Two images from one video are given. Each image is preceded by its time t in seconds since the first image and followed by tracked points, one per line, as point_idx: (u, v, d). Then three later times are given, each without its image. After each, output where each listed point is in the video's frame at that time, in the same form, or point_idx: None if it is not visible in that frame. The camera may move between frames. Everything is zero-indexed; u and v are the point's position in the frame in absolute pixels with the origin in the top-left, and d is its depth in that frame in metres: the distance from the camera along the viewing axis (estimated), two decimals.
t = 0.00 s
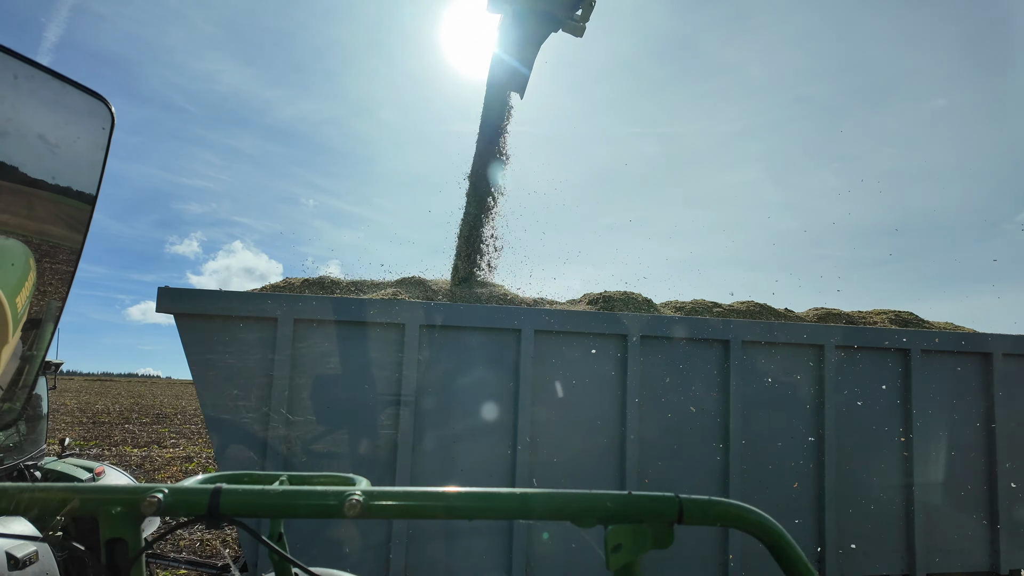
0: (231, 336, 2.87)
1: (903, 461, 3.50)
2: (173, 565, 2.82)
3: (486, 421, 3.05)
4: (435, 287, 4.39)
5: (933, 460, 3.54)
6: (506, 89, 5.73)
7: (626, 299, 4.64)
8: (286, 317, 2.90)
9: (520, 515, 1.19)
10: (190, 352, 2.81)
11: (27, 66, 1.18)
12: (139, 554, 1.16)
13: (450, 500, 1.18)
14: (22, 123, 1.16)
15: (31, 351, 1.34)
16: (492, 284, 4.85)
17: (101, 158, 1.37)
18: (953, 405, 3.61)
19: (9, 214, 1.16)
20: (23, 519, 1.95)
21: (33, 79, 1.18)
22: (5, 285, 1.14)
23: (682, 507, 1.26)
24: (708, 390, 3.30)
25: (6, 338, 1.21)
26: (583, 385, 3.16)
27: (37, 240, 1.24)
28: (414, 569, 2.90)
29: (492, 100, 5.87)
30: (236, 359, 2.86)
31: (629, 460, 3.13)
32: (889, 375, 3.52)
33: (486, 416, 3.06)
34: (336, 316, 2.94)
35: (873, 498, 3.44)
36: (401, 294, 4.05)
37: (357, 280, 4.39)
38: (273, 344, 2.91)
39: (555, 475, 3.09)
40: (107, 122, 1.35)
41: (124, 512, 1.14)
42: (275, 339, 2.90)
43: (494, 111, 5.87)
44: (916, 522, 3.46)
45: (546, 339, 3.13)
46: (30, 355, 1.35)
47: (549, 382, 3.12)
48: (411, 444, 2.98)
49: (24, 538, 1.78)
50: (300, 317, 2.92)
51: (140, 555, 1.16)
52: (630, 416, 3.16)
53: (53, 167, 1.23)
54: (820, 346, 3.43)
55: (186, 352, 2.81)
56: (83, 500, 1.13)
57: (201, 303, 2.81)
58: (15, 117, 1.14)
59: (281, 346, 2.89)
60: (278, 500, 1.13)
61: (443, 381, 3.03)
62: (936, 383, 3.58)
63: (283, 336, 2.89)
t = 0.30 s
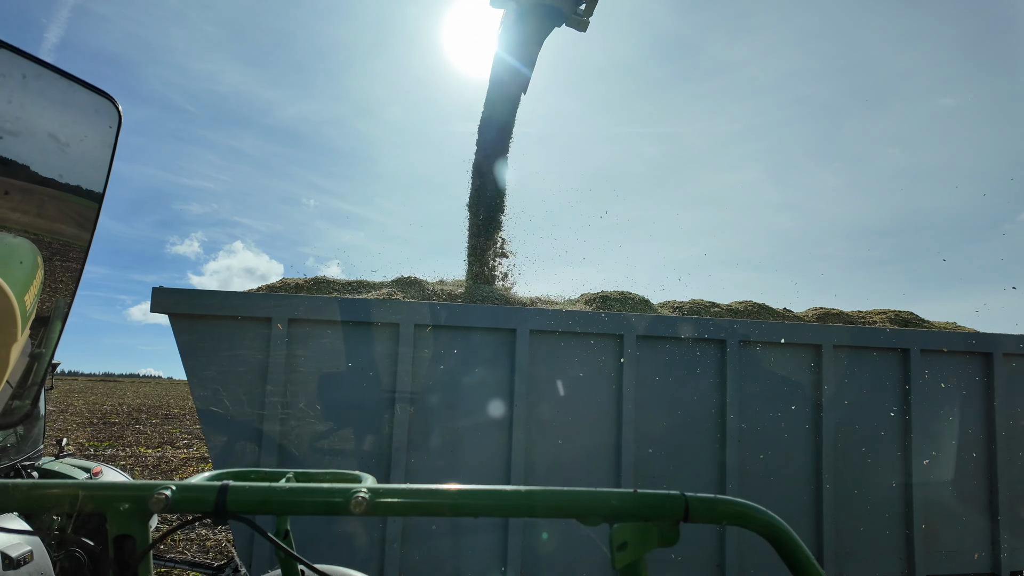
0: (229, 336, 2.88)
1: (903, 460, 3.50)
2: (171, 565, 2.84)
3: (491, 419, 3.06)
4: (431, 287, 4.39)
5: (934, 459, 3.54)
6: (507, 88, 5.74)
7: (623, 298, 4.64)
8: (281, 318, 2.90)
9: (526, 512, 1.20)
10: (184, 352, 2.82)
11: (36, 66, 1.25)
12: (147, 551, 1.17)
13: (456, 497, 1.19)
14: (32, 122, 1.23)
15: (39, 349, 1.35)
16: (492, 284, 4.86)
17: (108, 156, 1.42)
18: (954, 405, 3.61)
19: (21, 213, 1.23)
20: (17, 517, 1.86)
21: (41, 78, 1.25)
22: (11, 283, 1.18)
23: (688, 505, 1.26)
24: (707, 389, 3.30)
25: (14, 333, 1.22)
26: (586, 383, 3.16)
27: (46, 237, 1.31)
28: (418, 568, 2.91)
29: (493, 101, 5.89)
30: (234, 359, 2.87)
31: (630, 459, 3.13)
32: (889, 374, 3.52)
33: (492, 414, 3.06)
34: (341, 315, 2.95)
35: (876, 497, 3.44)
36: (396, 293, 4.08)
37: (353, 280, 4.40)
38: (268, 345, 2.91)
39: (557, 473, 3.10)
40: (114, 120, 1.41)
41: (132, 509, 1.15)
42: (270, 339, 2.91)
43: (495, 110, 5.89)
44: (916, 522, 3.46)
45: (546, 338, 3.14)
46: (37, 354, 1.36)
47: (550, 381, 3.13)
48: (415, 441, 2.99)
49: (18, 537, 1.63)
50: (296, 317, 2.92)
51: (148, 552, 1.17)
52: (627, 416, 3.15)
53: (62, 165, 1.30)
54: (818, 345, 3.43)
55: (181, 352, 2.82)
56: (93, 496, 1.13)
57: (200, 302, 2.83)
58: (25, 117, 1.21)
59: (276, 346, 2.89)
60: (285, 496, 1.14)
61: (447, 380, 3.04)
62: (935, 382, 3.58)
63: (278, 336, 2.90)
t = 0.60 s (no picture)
0: (228, 336, 2.88)
1: (904, 460, 3.50)
2: (168, 567, 2.86)
3: (495, 419, 3.05)
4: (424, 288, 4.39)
5: (935, 460, 3.54)
6: (507, 88, 5.75)
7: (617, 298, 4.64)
8: (284, 318, 2.91)
9: (529, 513, 1.20)
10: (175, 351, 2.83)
11: (40, 67, 1.26)
12: (150, 550, 1.17)
13: (459, 498, 1.19)
14: (38, 124, 1.25)
15: (43, 350, 1.35)
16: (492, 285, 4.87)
17: (113, 157, 1.42)
18: (954, 406, 3.60)
19: (27, 212, 1.25)
20: (10, 516, 1.78)
21: (45, 78, 1.25)
22: (17, 283, 1.19)
23: (692, 507, 1.26)
24: (708, 389, 3.30)
25: (20, 333, 1.23)
26: (586, 384, 3.17)
27: (52, 238, 1.32)
28: (420, 568, 2.91)
29: (493, 102, 5.90)
30: (233, 359, 2.88)
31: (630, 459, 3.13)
32: (889, 375, 3.52)
33: (497, 414, 3.06)
34: (343, 316, 2.95)
35: (879, 498, 3.44)
36: (386, 293, 4.07)
37: (349, 280, 4.40)
38: (258, 345, 2.91)
39: (558, 473, 3.11)
40: (118, 121, 1.41)
41: (135, 508, 1.15)
42: (261, 339, 2.91)
43: (495, 110, 5.89)
44: (917, 522, 3.45)
45: (546, 339, 3.14)
46: (42, 354, 1.37)
47: (551, 382, 3.13)
48: (419, 442, 3.00)
49: (10, 537, 1.60)
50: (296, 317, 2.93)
51: (151, 551, 1.17)
52: (626, 417, 3.15)
53: (67, 166, 1.31)
54: (818, 346, 3.43)
55: (179, 352, 2.83)
56: (96, 496, 1.13)
57: (200, 303, 2.83)
58: (29, 117, 1.23)
59: (267, 346, 2.89)
60: (287, 497, 1.14)
61: (448, 380, 3.04)
62: (936, 383, 3.58)
63: (269, 336, 2.90)
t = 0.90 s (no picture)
0: (228, 336, 2.89)
1: (905, 460, 3.50)
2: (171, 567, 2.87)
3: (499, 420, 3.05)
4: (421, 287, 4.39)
5: (936, 460, 3.54)
6: (509, 89, 5.76)
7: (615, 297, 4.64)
8: (286, 318, 2.92)
9: (533, 513, 1.20)
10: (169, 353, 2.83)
11: (44, 68, 1.26)
12: (154, 549, 1.17)
13: (461, 498, 1.19)
14: (42, 125, 1.25)
15: (46, 350, 1.35)
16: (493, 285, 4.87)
17: (116, 157, 1.43)
18: (956, 405, 3.60)
19: (31, 213, 1.26)
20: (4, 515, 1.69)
21: (49, 79, 1.26)
22: (20, 283, 1.20)
23: (696, 507, 1.26)
24: (708, 389, 3.30)
25: (23, 332, 1.23)
26: (587, 384, 3.17)
27: (56, 238, 1.32)
28: (421, 568, 2.91)
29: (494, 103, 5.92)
30: (233, 359, 2.89)
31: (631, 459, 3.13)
32: (889, 375, 3.51)
33: (500, 414, 3.06)
34: (346, 316, 2.95)
35: (880, 498, 3.44)
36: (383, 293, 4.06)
37: (346, 280, 4.40)
38: (250, 347, 2.91)
39: (560, 473, 3.11)
40: (121, 122, 1.41)
41: (139, 508, 1.15)
42: (253, 340, 2.91)
43: (497, 110, 5.91)
44: (918, 522, 3.45)
45: (547, 339, 3.14)
46: (45, 354, 1.37)
47: (553, 382, 3.13)
48: (421, 442, 3.00)
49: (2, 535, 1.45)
50: (295, 317, 2.92)
51: (155, 550, 1.17)
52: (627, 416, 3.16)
53: (71, 167, 1.31)
54: (817, 346, 3.43)
55: (179, 352, 2.84)
56: (100, 495, 1.14)
57: (200, 303, 2.84)
58: (33, 118, 1.23)
59: (259, 347, 2.89)
60: (290, 497, 1.14)
61: (449, 380, 3.04)
62: (937, 382, 3.58)
63: (262, 336, 2.89)
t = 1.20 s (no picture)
0: (229, 336, 2.90)
1: (906, 459, 3.49)
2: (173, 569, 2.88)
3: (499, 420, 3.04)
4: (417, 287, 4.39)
5: (937, 459, 3.53)
6: (509, 89, 5.76)
7: (615, 297, 4.64)
8: (287, 318, 2.93)
9: (534, 513, 1.20)
10: (168, 353, 2.84)
11: (48, 68, 1.27)
12: (157, 549, 1.17)
13: (463, 498, 1.19)
14: (45, 125, 1.25)
15: (49, 350, 1.36)
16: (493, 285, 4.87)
17: (121, 157, 1.42)
18: (956, 405, 3.59)
19: (33, 212, 1.26)
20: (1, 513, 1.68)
21: (52, 79, 1.27)
22: (23, 282, 1.20)
23: (697, 507, 1.27)
24: (709, 389, 3.30)
25: (26, 332, 1.23)
26: (586, 384, 3.17)
27: (59, 238, 1.32)
28: (423, 568, 2.91)
29: (495, 102, 5.91)
30: (233, 359, 2.90)
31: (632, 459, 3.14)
32: (890, 374, 3.51)
33: (501, 415, 3.05)
34: (347, 316, 2.96)
35: (882, 498, 3.44)
36: (378, 293, 4.06)
37: (344, 280, 4.40)
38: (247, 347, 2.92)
39: (560, 472, 3.11)
40: (126, 122, 1.40)
41: (142, 507, 1.15)
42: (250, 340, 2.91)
43: (497, 111, 5.90)
44: (920, 521, 3.45)
45: (548, 339, 3.14)
46: (48, 354, 1.37)
47: (553, 382, 3.13)
48: (423, 442, 3.00)
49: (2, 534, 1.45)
50: (296, 317, 2.93)
51: (157, 550, 1.17)
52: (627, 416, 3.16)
53: (75, 167, 1.31)
54: (817, 346, 3.43)
55: (180, 352, 2.85)
56: (102, 495, 1.14)
57: (201, 302, 2.85)
58: (36, 118, 1.24)
59: (256, 347, 2.89)
60: (292, 496, 1.14)
61: (450, 380, 3.04)
62: (938, 382, 3.58)
63: (258, 336, 2.90)
